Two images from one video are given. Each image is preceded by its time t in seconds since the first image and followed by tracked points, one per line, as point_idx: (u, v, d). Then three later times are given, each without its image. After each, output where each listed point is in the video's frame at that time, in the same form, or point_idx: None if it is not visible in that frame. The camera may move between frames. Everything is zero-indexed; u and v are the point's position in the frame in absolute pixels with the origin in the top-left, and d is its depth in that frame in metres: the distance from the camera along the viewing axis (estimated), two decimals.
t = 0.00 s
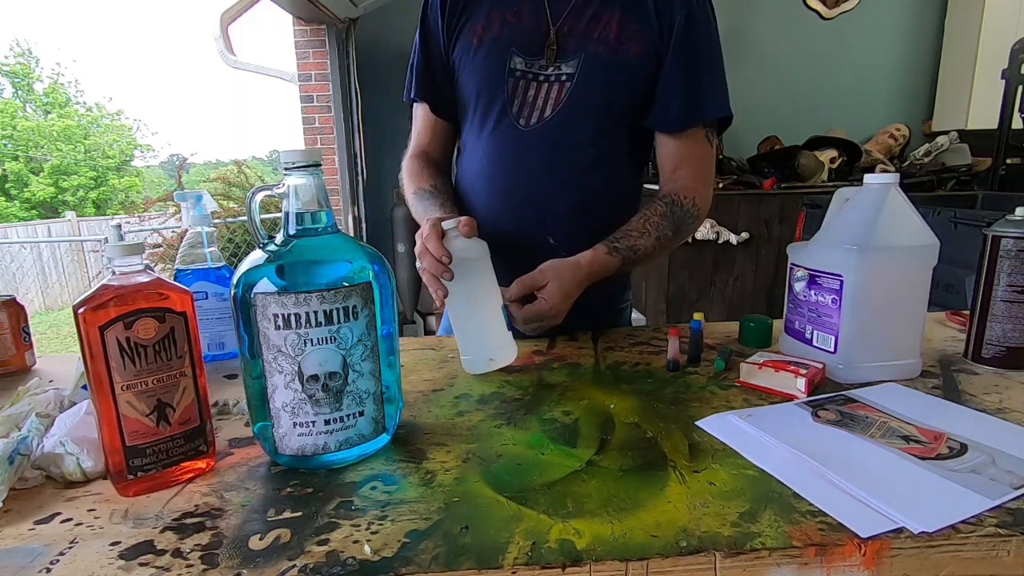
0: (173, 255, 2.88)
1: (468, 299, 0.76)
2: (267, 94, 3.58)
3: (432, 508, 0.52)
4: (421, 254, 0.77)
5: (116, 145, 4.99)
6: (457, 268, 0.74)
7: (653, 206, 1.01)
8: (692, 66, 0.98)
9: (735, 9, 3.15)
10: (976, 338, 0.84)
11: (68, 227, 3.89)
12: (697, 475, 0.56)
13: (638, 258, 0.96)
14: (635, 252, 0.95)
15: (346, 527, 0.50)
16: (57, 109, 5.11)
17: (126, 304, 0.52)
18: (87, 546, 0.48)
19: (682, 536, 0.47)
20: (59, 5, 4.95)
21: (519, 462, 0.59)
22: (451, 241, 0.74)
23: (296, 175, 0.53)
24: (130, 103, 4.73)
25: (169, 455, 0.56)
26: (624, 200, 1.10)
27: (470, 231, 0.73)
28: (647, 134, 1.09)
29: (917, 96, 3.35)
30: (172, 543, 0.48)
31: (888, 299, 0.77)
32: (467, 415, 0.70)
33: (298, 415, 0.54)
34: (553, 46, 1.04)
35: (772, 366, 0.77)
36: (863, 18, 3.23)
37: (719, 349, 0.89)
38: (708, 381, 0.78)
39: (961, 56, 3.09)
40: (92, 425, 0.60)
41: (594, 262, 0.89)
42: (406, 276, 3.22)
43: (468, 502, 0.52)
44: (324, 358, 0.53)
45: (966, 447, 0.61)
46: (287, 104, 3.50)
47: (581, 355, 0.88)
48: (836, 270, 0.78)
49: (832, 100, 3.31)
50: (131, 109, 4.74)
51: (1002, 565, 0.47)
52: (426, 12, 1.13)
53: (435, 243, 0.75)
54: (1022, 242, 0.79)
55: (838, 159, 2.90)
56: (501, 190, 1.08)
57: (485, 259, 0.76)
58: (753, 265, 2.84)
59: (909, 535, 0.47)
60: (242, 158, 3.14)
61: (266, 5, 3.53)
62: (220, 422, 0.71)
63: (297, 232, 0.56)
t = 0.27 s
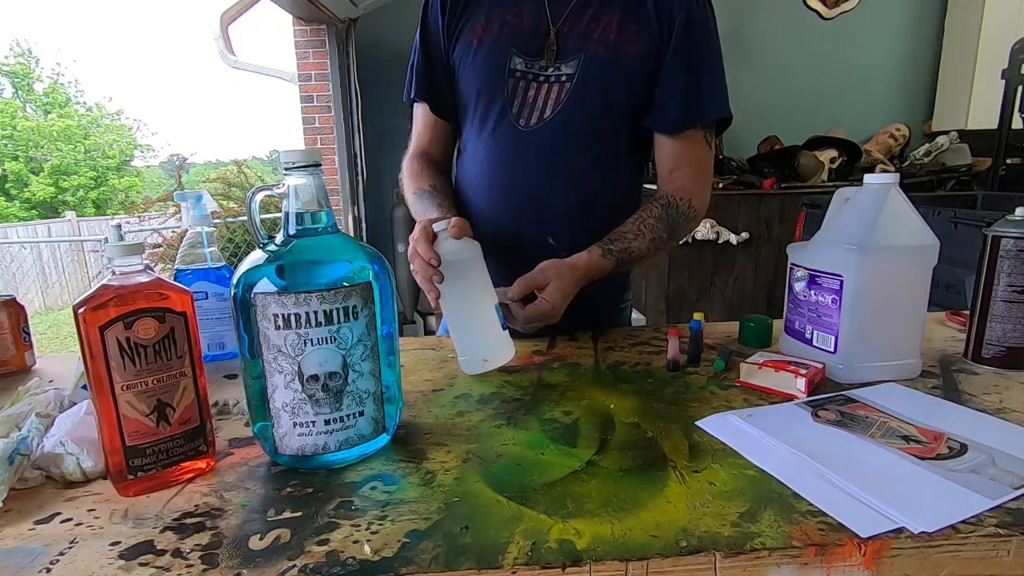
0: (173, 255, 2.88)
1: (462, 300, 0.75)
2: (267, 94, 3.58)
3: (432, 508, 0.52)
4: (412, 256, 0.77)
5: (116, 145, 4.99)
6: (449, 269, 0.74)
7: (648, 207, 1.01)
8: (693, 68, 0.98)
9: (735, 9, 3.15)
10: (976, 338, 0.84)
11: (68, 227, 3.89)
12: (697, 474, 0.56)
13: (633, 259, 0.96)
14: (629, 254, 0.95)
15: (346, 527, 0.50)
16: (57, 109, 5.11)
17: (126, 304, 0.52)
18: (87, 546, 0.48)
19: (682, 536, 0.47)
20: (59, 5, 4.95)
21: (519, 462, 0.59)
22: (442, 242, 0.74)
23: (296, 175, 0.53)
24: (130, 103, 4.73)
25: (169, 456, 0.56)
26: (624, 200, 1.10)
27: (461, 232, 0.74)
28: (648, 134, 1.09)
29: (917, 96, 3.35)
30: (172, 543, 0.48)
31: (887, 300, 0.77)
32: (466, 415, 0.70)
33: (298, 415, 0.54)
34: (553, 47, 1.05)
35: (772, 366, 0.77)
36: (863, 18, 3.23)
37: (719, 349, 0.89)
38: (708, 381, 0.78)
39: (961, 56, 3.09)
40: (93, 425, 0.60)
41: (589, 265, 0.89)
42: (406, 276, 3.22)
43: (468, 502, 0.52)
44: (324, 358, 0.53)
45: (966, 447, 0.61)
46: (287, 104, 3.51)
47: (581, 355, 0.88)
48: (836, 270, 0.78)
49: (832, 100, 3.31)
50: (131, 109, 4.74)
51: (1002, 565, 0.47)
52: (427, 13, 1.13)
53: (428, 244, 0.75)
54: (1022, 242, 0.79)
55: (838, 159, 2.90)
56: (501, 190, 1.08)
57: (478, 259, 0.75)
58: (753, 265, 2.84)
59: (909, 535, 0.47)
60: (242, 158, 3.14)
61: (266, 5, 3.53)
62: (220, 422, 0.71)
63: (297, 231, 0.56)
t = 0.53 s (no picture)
0: (173, 255, 2.88)
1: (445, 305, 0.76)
2: (267, 94, 3.58)
3: (432, 508, 0.52)
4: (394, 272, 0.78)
5: (116, 145, 4.99)
6: (426, 278, 0.74)
7: (654, 207, 1.02)
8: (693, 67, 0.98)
9: (735, 9, 3.15)
10: (976, 338, 0.84)
11: (68, 227, 3.89)
12: (697, 475, 0.56)
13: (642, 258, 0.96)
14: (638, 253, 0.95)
15: (346, 527, 0.50)
16: (56, 109, 5.11)
17: (126, 304, 0.52)
18: (87, 546, 0.48)
19: (682, 536, 0.47)
20: (59, 6, 4.95)
21: (519, 462, 0.59)
22: (417, 252, 0.74)
23: (296, 175, 0.53)
24: (130, 103, 4.73)
25: (169, 455, 0.56)
26: (624, 200, 1.10)
27: (434, 238, 0.74)
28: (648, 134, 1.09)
29: (917, 96, 3.35)
30: (172, 543, 0.48)
31: (888, 299, 0.77)
32: (466, 415, 0.70)
33: (298, 415, 0.54)
34: (553, 47, 1.05)
35: (772, 366, 0.77)
36: (863, 18, 3.23)
37: (719, 349, 0.89)
38: (708, 381, 0.78)
39: (961, 56, 3.09)
40: (92, 426, 0.60)
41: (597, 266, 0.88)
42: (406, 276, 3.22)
43: (468, 502, 0.52)
44: (324, 358, 0.53)
45: (966, 447, 0.61)
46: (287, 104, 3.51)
47: (581, 355, 0.88)
48: (837, 270, 0.78)
49: (832, 100, 3.31)
50: (131, 109, 4.74)
51: (1002, 565, 0.47)
52: (426, 14, 1.13)
53: (404, 258, 0.75)
54: (1022, 242, 0.79)
55: (838, 159, 2.90)
56: (501, 191, 1.08)
57: (455, 262, 0.75)
58: (753, 265, 2.84)
59: (909, 535, 0.47)
60: (241, 158, 3.15)
61: (266, 5, 3.53)
62: (221, 422, 0.71)
63: (297, 232, 0.56)
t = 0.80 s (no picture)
0: (173, 255, 2.88)
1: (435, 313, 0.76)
2: (267, 94, 3.58)
3: (432, 508, 0.52)
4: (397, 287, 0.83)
5: (116, 145, 4.99)
6: (412, 290, 0.76)
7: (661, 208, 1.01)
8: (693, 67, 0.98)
9: (735, 9, 3.15)
10: (976, 338, 0.84)
11: (68, 227, 3.89)
12: (697, 475, 0.56)
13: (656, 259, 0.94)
14: (650, 254, 0.93)
15: (346, 527, 0.50)
16: (56, 109, 5.10)
17: (126, 304, 0.52)
18: (87, 546, 0.48)
19: (682, 536, 0.47)
20: (59, 6, 4.95)
21: (519, 462, 0.59)
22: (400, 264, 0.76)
23: (296, 175, 0.53)
24: (130, 103, 4.72)
25: (169, 455, 0.56)
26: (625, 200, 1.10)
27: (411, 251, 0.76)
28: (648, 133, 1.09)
29: (917, 96, 3.35)
30: (172, 543, 0.48)
31: (888, 299, 0.77)
32: (466, 415, 0.70)
33: (298, 415, 0.54)
34: (552, 48, 1.05)
35: (772, 366, 0.77)
36: (863, 18, 3.23)
37: (719, 349, 0.89)
38: (708, 381, 0.78)
39: (961, 56, 3.09)
40: (92, 426, 0.60)
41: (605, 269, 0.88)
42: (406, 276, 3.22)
43: (468, 502, 0.52)
44: (324, 358, 0.53)
45: (966, 447, 0.61)
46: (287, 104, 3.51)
47: (581, 355, 0.88)
48: (837, 270, 0.78)
49: (832, 101, 3.31)
50: (131, 109, 4.74)
51: (1002, 565, 0.47)
52: (426, 15, 1.13)
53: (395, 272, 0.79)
54: (1022, 242, 0.79)
55: (838, 159, 2.90)
56: (501, 191, 1.08)
57: (439, 267, 0.75)
58: (753, 265, 2.84)
59: (909, 535, 0.47)
60: (241, 158, 3.15)
61: (266, 5, 3.53)
62: (220, 422, 0.71)
63: (297, 232, 0.56)
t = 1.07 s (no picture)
0: (173, 255, 2.88)
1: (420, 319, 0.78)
2: (267, 94, 3.58)
3: (432, 508, 0.52)
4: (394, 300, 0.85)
5: (116, 145, 4.98)
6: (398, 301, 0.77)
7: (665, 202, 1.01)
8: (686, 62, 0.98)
9: (734, 9, 3.15)
10: (976, 338, 0.84)
11: (68, 227, 3.89)
12: (697, 475, 0.56)
13: (665, 252, 0.94)
14: (659, 246, 0.93)
15: (346, 527, 0.50)
16: (56, 109, 5.10)
17: (126, 304, 0.52)
18: (87, 546, 0.48)
19: (682, 536, 0.47)
20: (59, 6, 4.95)
21: (519, 462, 0.59)
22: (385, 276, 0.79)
23: (296, 176, 0.53)
24: (130, 103, 4.72)
25: (169, 455, 0.56)
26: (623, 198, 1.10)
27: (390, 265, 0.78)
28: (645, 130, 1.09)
29: (917, 96, 3.35)
30: (172, 543, 0.48)
31: (889, 299, 0.77)
32: (467, 415, 0.70)
33: (298, 415, 0.54)
34: (543, 48, 1.05)
35: (772, 366, 0.77)
36: (863, 18, 3.23)
37: (719, 349, 0.89)
38: (708, 381, 0.78)
39: (961, 56, 3.09)
40: (92, 426, 0.60)
41: (614, 264, 0.88)
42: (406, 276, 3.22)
43: (468, 502, 0.52)
44: (324, 358, 0.53)
45: (966, 447, 0.61)
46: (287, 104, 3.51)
47: (581, 355, 0.88)
48: (837, 270, 0.78)
49: (832, 101, 3.31)
50: (131, 109, 4.74)
51: (1001, 565, 0.47)
52: (417, 23, 1.13)
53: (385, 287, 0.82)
54: (1022, 242, 0.79)
55: (838, 159, 2.90)
56: (499, 193, 1.08)
57: (420, 276, 0.78)
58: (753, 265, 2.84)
59: (909, 535, 0.47)
60: (241, 158, 3.15)
61: (266, 5, 3.53)
62: (220, 422, 0.71)
63: (297, 232, 0.56)
